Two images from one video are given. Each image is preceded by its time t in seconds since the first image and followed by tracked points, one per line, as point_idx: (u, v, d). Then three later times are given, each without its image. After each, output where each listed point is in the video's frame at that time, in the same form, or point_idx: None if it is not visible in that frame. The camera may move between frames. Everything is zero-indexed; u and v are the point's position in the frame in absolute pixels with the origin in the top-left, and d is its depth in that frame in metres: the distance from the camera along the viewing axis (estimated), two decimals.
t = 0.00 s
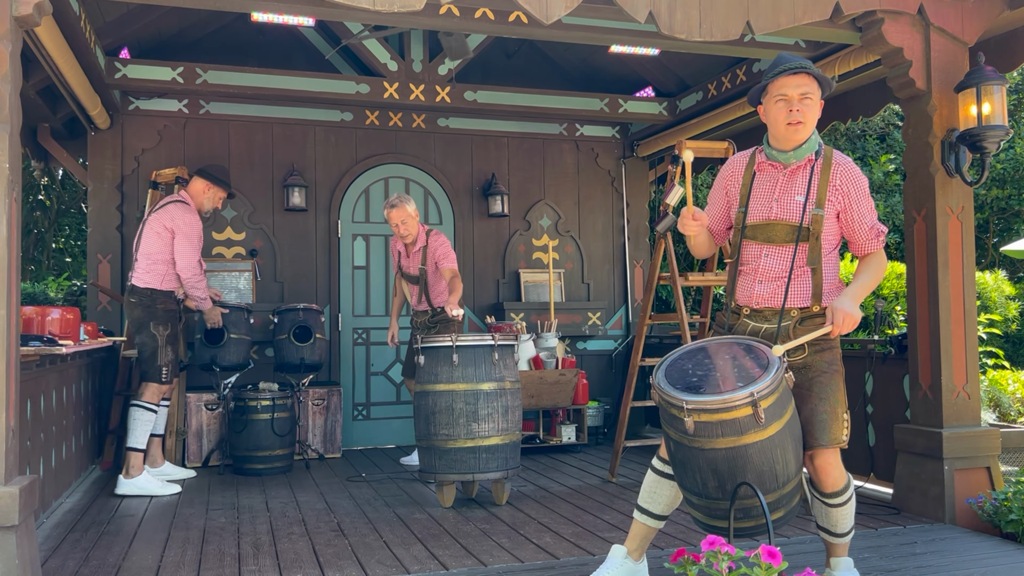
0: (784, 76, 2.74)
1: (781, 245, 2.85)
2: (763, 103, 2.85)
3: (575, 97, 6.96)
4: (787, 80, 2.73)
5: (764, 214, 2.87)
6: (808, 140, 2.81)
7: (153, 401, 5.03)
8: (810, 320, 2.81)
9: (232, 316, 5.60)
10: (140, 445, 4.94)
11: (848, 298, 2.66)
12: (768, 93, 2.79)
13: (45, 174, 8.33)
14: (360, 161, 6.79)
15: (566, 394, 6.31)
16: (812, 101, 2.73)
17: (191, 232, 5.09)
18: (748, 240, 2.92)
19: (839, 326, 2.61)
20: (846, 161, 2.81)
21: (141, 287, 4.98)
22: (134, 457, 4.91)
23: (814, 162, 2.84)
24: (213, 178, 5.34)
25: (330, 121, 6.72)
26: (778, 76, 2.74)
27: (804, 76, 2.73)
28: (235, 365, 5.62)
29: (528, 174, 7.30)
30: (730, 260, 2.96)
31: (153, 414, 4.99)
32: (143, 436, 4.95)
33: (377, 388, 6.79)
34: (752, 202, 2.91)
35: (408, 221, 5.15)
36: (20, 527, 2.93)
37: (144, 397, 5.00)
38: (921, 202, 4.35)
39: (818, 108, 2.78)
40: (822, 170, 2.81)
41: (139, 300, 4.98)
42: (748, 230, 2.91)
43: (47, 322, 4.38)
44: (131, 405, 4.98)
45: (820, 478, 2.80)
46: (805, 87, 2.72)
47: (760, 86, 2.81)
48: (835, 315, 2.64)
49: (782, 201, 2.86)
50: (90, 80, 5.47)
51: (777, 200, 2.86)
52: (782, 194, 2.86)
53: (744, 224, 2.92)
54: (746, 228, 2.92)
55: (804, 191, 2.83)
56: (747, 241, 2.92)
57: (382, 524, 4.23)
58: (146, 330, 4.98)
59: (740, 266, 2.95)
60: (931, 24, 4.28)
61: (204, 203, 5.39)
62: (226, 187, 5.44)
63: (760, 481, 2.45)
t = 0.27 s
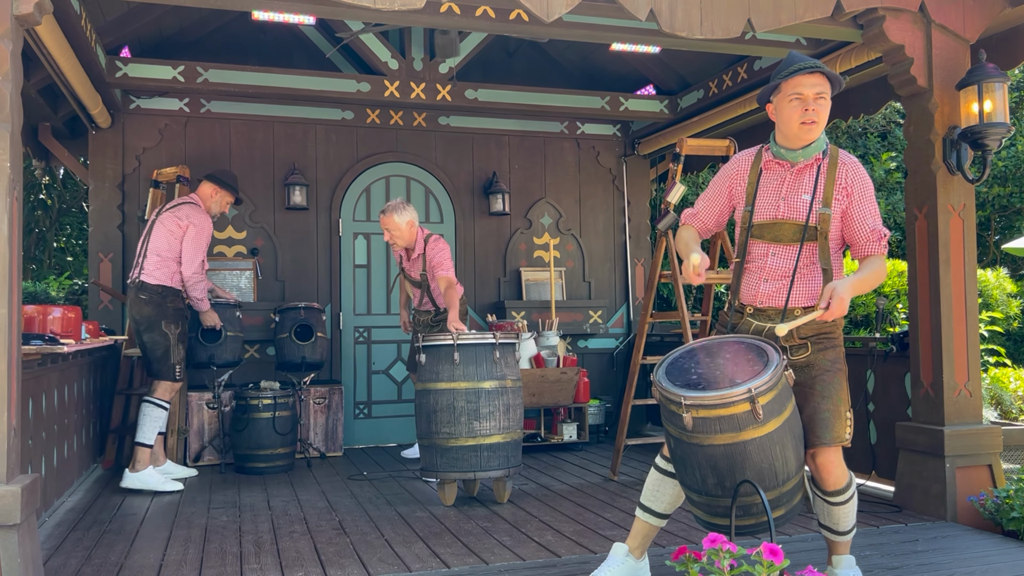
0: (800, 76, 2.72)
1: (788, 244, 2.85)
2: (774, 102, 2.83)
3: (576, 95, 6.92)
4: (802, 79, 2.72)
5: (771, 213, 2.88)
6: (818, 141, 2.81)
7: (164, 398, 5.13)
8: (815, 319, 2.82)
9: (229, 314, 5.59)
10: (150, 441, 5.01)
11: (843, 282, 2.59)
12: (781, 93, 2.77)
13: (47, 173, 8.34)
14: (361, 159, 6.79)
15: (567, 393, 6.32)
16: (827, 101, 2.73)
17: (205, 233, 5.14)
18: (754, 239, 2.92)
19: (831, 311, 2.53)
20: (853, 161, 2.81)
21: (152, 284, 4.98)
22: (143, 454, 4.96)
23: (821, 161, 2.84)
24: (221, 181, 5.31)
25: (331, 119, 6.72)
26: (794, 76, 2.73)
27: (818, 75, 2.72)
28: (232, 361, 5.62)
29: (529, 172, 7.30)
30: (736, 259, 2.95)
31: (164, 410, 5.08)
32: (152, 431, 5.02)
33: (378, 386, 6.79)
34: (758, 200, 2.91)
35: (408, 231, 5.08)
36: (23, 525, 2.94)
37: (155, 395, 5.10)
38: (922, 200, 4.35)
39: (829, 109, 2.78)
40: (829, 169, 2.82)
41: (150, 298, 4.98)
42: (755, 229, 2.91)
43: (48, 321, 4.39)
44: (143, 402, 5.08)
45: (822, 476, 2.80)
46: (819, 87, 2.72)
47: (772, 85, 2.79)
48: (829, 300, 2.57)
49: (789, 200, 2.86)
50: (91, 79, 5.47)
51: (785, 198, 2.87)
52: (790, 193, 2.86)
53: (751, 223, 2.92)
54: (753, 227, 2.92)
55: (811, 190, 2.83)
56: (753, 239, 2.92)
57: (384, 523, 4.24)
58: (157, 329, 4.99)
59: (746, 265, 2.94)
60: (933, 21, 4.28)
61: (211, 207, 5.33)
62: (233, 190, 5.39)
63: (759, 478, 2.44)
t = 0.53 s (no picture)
0: (801, 72, 2.72)
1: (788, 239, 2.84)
2: (775, 98, 2.83)
3: (578, 93, 6.90)
4: (804, 76, 2.72)
5: (771, 208, 2.88)
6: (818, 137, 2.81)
7: (167, 398, 5.12)
8: (816, 316, 2.82)
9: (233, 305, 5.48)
10: (153, 440, 5.03)
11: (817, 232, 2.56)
12: (783, 89, 2.77)
13: (48, 172, 8.35)
14: (362, 158, 6.79)
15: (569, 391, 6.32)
16: (828, 98, 2.73)
17: (199, 224, 5.08)
18: (754, 235, 2.90)
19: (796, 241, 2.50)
20: (853, 156, 2.81)
21: (149, 282, 4.99)
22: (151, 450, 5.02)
23: (821, 156, 2.85)
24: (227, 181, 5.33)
25: (332, 118, 6.72)
26: (795, 73, 2.72)
27: (820, 72, 2.72)
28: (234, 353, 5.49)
29: (530, 171, 7.30)
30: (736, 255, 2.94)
31: (166, 411, 5.08)
32: (156, 431, 5.03)
33: (379, 385, 6.79)
34: (759, 196, 2.92)
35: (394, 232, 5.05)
36: (25, 524, 2.94)
37: (158, 395, 5.10)
38: (923, 197, 4.35)
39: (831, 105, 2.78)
40: (829, 164, 2.81)
41: (148, 295, 4.99)
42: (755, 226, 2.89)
43: (51, 320, 4.39)
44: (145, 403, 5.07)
45: (825, 472, 2.80)
46: (821, 83, 2.71)
47: (773, 82, 2.78)
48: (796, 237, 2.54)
49: (789, 195, 2.87)
50: (92, 78, 5.48)
51: (785, 193, 2.88)
52: (790, 187, 2.87)
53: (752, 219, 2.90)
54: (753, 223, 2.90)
55: (810, 185, 2.83)
56: (753, 236, 2.90)
57: (385, 521, 4.24)
58: (155, 327, 4.98)
59: (746, 261, 2.93)
60: (933, 19, 4.27)
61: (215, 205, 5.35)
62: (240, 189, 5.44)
63: (764, 474, 2.45)
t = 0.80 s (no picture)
0: (802, 69, 2.71)
1: (787, 236, 2.85)
2: (775, 95, 2.81)
3: (579, 91, 6.91)
4: (804, 73, 2.70)
5: (769, 204, 2.88)
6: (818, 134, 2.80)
7: (162, 398, 5.10)
8: (815, 312, 2.82)
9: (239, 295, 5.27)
10: (152, 441, 5.03)
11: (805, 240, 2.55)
12: (783, 86, 2.76)
13: (50, 171, 8.36)
14: (364, 156, 6.79)
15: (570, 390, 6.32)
16: (828, 94, 2.71)
17: (185, 214, 5.00)
18: (753, 231, 2.92)
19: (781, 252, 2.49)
20: (852, 152, 2.80)
21: (147, 281, 5.01)
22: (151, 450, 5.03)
23: (821, 153, 2.83)
24: (227, 172, 5.24)
25: (333, 116, 6.72)
26: (796, 69, 2.71)
27: (820, 68, 2.71)
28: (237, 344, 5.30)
29: (531, 169, 7.30)
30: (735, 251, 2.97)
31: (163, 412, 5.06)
32: (155, 432, 5.03)
33: (381, 383, 6.79)
34: (757, 192, 2.93)
35: (372, 225, 5.14)
36: (27, 522, 2.95)
37: (154, 396, 5.07)
38: (925, 195, 4.34)
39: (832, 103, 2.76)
40: (828, 161, 2.80)
41: (145, 295, 5.01)
42: (753, 221, 2.92)
43: (52, 318, 4.40)
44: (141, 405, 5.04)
45: (825, 469, 2.81)
46: (821, 80, 2.70)
47: (773, 78, 2.77)
48: (782, 248, 2.54)
49: (788, 191, 2.87)
50: (94, 77, 5.48)
51: (784, 189, 2.88)
52: (789, 184, 2.87)
53: (750, 214, 2.93)
54: (751, 219, 2.93)
55: (809, 181, 2.83)
56: (752, 231, 2.92)
57: (387, 519, 4.25)
58: (151, 328, 5.01)
59: (746, 257, 2.95)
60: (935, 16, 4.27)
61: (213, 196, 5.30)
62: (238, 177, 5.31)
63: (765, 471, 2.45)
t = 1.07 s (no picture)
0: (793, 63, 2.73)
1: (786, 232, 2.84)
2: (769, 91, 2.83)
3: (580, 89, 6.94)
4: (795, 67, 2.72)
5: (768, 201, 2.87)
6: (812, 128, 2.81)
7: (169, 398, 5.10)
8: (816, 309, 2.82)
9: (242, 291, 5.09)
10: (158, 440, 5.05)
11: (826, 261, 2.57)
12: (776, 80, 2.78)
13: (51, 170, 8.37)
14: (365, 154, 6.79)
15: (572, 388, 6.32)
16: (820, 88, 2.72)
17: (167, 210, 4.98)
18: (752, 228, 2.91)
19: (810, 286, 2.53)
20: (849, 146, 2.81)
21: (150, 284, 5.02)
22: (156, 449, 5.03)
23: (818, 148, 2.83)
24: (224, 162, 5.25)
25: (335, 115, 6.72)
26: (787, 63, 2.73)
27: (811, 62, 2.72)
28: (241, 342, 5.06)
29: (533, 167, 7.30)
30: (734, 249, 2.96)
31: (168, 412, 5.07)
32: (159, 432, 5.05)
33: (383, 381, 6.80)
34: (755, 189, 2.91)
35: (344, 226, 5.52)
36: (31, 520, 2.96)
37: (160, 396, 5.08)
38: (927, 192, 4.34)
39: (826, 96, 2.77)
40: (826, 156, 2.80)
41: (148, 298, 5.02)
42: (752, 218, 2.90)
43: (55, 318, 4.40)
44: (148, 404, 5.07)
45: (827, 466, 2.81)
46: (813, 73, 2.71)
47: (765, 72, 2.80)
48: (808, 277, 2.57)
49: (786, 187, 2.85)
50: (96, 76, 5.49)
51: (781, 185, 2.86)
52: (787, 180, 2.86)
53: (749, 212, 2.92)
54: (750, 216, 2.91)
55: (807, 177, 2.82)
56: (751, 228, 2.91)
57: (390, 517, 4.25)
58: (156, 329, 5.02)
59: (746, 254, 2.95)
60: (937, 13, 4.27)
61: (213, 186, 5.30)
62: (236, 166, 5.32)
63: (767, 467, 2.45)
